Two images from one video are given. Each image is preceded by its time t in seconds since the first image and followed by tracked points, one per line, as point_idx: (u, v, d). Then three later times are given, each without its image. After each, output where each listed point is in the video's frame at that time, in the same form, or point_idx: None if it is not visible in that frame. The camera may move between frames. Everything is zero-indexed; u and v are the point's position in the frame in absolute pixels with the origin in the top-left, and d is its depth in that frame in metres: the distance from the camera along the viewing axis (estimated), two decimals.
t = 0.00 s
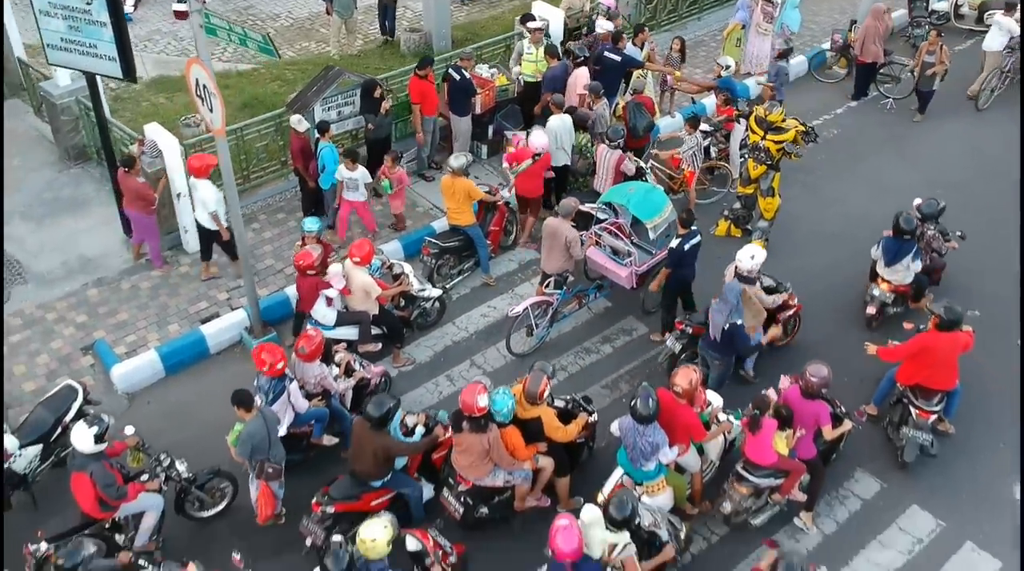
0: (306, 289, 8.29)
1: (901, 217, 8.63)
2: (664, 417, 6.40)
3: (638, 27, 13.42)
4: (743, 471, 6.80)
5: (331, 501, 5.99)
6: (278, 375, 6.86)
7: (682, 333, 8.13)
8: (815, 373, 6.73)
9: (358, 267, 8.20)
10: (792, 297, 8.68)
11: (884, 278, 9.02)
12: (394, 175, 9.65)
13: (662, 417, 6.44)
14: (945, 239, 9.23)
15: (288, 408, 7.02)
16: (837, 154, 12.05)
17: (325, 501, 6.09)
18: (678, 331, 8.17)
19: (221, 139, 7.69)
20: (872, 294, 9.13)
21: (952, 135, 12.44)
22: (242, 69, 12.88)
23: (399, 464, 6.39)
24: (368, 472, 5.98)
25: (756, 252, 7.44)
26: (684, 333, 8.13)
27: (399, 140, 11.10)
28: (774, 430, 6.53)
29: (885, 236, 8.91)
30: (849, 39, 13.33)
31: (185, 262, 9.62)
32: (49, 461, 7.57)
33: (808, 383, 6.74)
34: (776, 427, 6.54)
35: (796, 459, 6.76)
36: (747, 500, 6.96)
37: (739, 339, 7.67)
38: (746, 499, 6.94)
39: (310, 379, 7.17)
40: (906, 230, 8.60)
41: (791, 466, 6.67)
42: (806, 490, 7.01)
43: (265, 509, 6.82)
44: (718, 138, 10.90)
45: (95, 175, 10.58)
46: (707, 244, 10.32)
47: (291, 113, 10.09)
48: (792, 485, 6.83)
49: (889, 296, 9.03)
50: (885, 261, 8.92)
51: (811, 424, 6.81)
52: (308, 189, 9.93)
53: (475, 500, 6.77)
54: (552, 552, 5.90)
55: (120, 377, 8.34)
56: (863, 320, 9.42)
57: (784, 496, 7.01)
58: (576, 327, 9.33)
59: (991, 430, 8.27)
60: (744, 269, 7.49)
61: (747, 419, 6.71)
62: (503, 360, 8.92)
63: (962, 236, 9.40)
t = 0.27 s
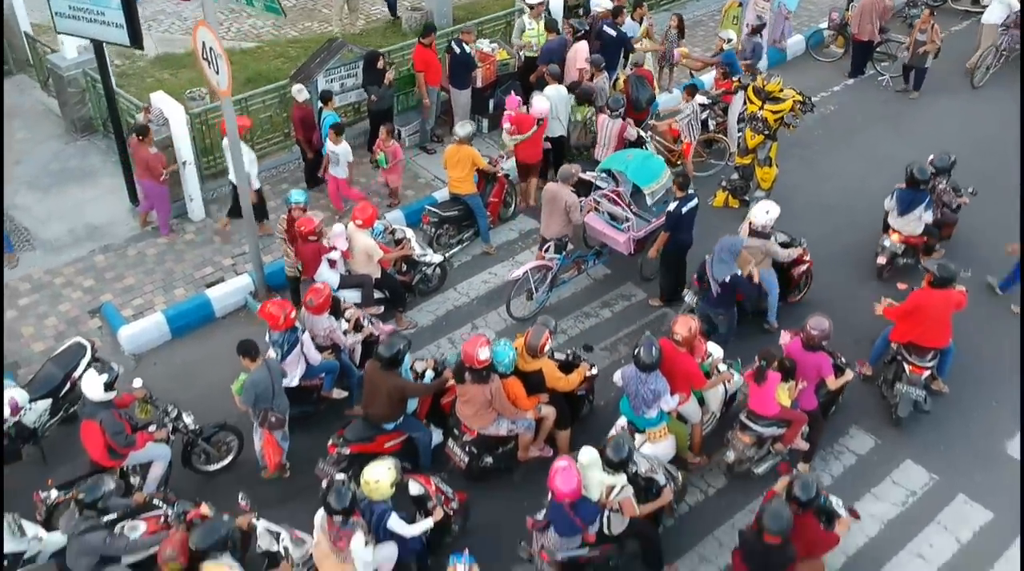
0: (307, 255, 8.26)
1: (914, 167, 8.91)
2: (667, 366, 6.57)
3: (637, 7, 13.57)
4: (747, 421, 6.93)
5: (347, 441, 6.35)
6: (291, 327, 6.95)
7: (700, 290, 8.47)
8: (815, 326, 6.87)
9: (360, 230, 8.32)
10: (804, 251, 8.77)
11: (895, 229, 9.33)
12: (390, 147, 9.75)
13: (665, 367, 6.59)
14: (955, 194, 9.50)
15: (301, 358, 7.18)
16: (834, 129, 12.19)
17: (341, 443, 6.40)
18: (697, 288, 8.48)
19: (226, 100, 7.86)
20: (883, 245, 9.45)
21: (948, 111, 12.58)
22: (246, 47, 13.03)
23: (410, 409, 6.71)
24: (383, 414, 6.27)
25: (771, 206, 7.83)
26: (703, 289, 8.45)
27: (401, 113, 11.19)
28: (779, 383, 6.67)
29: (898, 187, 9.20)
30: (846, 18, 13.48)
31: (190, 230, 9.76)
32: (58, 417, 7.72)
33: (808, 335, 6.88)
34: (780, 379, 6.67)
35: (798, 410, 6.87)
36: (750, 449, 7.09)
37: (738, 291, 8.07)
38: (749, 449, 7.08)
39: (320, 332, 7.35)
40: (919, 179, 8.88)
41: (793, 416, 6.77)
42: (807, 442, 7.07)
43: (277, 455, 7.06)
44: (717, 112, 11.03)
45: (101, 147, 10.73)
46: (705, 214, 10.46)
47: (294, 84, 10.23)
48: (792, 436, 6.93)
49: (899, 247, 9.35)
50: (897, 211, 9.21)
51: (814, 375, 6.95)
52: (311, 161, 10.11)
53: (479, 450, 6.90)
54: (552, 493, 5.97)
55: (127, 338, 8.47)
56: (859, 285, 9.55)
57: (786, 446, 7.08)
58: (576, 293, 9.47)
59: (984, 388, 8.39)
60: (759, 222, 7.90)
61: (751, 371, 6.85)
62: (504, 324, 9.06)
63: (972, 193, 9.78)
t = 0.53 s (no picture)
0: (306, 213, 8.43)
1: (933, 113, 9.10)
2: (672, 308, 6.71)
3: None
4: (751, 367, 6.98)
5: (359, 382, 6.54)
6: (302, 276, 7.10)
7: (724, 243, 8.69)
8: (816, 273, 6.97)
9: (362, 188, 8.28)
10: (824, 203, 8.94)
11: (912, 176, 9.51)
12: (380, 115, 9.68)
13: (669, 310, 6.73)
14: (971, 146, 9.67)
15: (312, 307, 7.33)
16: (833, 99, 12.25)
17: (354, 383, 6.62)
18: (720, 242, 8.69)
19: (231, 55, 7.84)
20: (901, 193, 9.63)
21: (947, 82, 12.63)
22: (248, 20, 13.10)
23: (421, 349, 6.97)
24: (392, 354, 6.48)
25: (790, 153, 8.17)
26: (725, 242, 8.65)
27: (402, 82, 11.32)
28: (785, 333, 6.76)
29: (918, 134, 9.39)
30: None
31: (193, 193, 9.82)
32: (63, 369, 7.75)
33: (810, 282, 6.97)
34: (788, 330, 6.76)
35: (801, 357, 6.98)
36: (755, 395, 7.15)
37: (743, 240, 8.13)
38: (754, 396, 7.14)
39: (328, 281, 7.46)
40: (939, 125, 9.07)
41: (796, 362, 6.90)
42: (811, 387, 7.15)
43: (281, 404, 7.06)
44: (717, 80, 11.09)
45: (105, 114, 10.82)
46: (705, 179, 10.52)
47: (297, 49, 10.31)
48: (798, 382, 6.99)
49: (917, 194, 9.53)
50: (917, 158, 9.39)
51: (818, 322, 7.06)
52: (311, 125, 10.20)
53: (488, 396, 6.99)
54: (552, 433, 5.96)
55: (131, 296, 8.52)
56: (857, 247, 9.59)
57: (792, 394, 7.11)
58: (577, 255, 9.54)
59: (982, 344, 8.42)
60: (778, 169, 8.20)
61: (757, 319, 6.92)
62: (505, 284, 9.11)
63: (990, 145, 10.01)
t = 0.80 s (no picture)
0: (310, 186, 8.27)
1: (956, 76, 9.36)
2: (680, 267, 6.89)
3: None
4: (756, 330, 7.17)
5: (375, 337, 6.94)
6: (315, 237, 7.31)
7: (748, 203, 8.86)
8: (819, 237, 7.04)
9: (363, 158, 8.36)
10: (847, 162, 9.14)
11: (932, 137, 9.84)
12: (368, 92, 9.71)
13: (676, 269, 6.92)
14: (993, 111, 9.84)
15: (325, 270, 7.49)
16: (832, 79, 12.33)
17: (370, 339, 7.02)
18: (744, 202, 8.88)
19: (234, 23, 7.87)
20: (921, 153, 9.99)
21: (946, 63, 12.70)
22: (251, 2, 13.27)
23: (433, 305, 7.34)
24: (404, 310, 6.87)
25: (812, 116, 8.36)
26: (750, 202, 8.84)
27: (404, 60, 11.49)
28: (792, 298, 6.94)
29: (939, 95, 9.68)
30: None
31: (197, 168, 9.91)
32: (68, 336, 7.69)
33: (812, 246, 7.05)
34: (793, 294, 6.93)
35: (805, 319, 7.17)
36: (759, 358, 7.31)
37: (755, 202, 8.24)
38: (758, 357, 7.30)
39: (341, 243, 7.59)
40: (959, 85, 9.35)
41: (801, 326, 7.07)
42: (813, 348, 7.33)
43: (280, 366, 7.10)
44: (717, 59, 11.18)
45: (109, 92, 10.92)
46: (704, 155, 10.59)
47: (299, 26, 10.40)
48: (801, 345, 7.16)
49: (936, 155, 9.88)
50: (938, 119, 9.68)
51: (821, 285, 7.18)
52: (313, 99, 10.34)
53: (499, 354, 7.18)
54: (552, 392, 5.97)
55: (135, 267, 8.58)
56: (855, 221, 9.65)
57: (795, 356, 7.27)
58: (579, 229, 9.61)
59: (978, 314, 8.47)
60: (801, 132, 8.40)
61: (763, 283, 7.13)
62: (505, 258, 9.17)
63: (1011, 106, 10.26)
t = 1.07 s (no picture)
0: (314, 170, 8.24)
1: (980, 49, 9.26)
2: (688, 245, 7.04)
3: None
4: (761, 308, 7.29)
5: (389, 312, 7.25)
6: (330, 212, 7.42)
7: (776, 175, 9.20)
8: (826, 217, 7.11)
9: (366, 142, 8.39)
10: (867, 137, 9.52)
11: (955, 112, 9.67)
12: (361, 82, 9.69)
13: (684, 246, 7.06)
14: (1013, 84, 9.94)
15: (339, 245, 7.54)
16: (831, 67, 12.38)
17: (383, 313, 7.33)
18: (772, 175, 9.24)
19: (236, 8, 7.93)
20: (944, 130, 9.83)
21: (945, 52, 12.76)
22: None
23: (445, 280, 7.52)
24: (415, 285, 7.09)
25: (835, 90, 8.77)
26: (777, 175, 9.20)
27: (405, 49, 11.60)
28: (794, 277, 7.05)
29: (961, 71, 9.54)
30: None
31: (199, 154, 9.98)
32: (73, 319, 7.71)
33: (819, 226, 7.13)
34: (796, 273, 7.05)
35: (810, 299, 7.28)
36: (763, 336, 7.42)
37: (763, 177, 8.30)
38: (760, 337, 7.44)
39: (353, 221, 7.77)
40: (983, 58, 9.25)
41: (805, 304, 7.18)
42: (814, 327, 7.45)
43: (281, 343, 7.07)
44: (717, 47, 11.24)
45: (111, 80, 11.00)
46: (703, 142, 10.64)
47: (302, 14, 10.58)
48: (803, 324, 7.29)
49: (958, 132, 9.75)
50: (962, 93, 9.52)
51: (826, 266, 7.25)
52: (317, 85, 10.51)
53: (511, 329, 7.39)
54: (553, 370, 5.99)
55: (140, 252, 8.65)
56: (854, 206, 9.69)
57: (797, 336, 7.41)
58: (580, 215, 9.67)
59: (974, 298, 8.52)
60: (825, 105, 8.80)
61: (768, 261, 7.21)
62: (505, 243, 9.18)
63: None
